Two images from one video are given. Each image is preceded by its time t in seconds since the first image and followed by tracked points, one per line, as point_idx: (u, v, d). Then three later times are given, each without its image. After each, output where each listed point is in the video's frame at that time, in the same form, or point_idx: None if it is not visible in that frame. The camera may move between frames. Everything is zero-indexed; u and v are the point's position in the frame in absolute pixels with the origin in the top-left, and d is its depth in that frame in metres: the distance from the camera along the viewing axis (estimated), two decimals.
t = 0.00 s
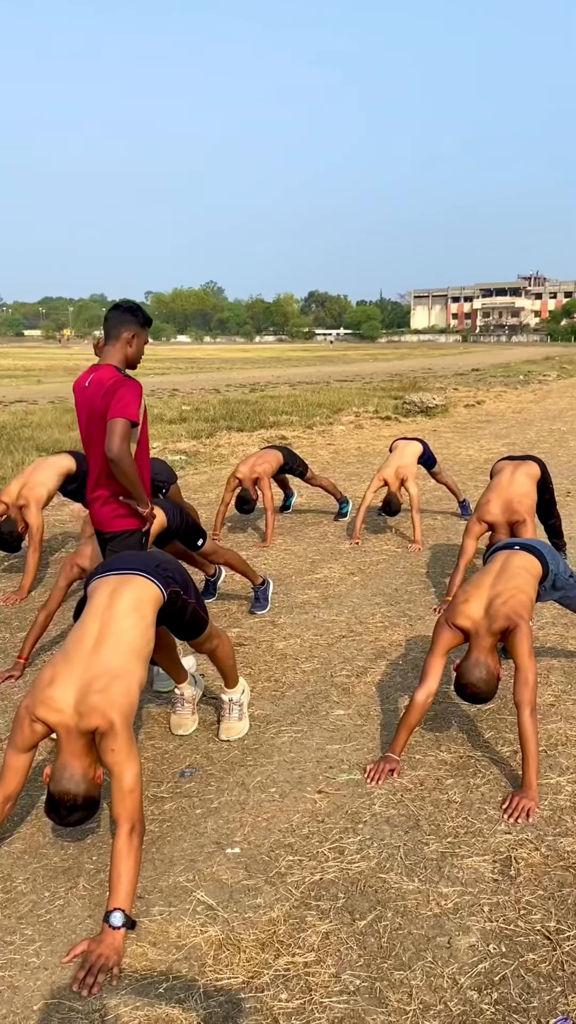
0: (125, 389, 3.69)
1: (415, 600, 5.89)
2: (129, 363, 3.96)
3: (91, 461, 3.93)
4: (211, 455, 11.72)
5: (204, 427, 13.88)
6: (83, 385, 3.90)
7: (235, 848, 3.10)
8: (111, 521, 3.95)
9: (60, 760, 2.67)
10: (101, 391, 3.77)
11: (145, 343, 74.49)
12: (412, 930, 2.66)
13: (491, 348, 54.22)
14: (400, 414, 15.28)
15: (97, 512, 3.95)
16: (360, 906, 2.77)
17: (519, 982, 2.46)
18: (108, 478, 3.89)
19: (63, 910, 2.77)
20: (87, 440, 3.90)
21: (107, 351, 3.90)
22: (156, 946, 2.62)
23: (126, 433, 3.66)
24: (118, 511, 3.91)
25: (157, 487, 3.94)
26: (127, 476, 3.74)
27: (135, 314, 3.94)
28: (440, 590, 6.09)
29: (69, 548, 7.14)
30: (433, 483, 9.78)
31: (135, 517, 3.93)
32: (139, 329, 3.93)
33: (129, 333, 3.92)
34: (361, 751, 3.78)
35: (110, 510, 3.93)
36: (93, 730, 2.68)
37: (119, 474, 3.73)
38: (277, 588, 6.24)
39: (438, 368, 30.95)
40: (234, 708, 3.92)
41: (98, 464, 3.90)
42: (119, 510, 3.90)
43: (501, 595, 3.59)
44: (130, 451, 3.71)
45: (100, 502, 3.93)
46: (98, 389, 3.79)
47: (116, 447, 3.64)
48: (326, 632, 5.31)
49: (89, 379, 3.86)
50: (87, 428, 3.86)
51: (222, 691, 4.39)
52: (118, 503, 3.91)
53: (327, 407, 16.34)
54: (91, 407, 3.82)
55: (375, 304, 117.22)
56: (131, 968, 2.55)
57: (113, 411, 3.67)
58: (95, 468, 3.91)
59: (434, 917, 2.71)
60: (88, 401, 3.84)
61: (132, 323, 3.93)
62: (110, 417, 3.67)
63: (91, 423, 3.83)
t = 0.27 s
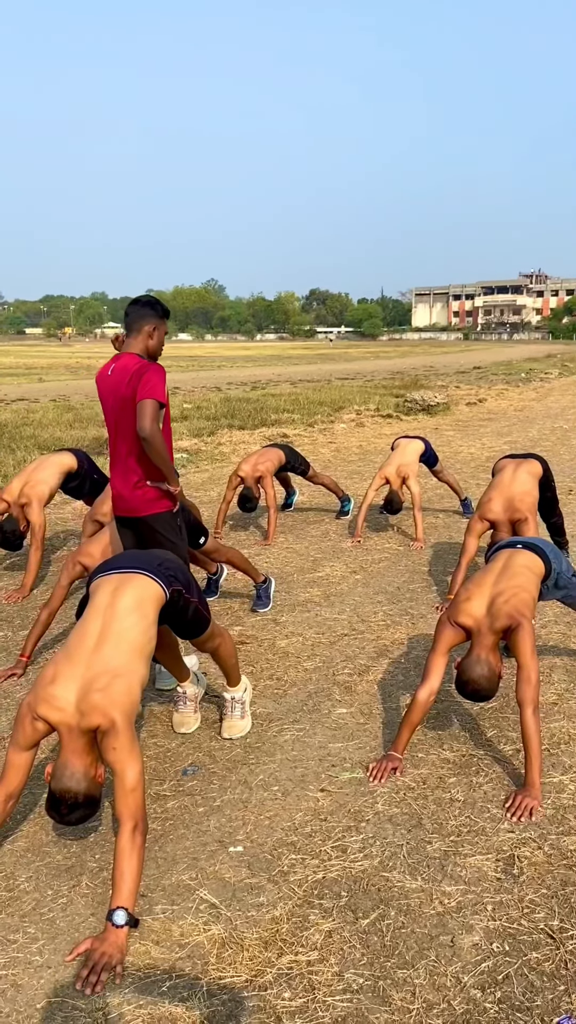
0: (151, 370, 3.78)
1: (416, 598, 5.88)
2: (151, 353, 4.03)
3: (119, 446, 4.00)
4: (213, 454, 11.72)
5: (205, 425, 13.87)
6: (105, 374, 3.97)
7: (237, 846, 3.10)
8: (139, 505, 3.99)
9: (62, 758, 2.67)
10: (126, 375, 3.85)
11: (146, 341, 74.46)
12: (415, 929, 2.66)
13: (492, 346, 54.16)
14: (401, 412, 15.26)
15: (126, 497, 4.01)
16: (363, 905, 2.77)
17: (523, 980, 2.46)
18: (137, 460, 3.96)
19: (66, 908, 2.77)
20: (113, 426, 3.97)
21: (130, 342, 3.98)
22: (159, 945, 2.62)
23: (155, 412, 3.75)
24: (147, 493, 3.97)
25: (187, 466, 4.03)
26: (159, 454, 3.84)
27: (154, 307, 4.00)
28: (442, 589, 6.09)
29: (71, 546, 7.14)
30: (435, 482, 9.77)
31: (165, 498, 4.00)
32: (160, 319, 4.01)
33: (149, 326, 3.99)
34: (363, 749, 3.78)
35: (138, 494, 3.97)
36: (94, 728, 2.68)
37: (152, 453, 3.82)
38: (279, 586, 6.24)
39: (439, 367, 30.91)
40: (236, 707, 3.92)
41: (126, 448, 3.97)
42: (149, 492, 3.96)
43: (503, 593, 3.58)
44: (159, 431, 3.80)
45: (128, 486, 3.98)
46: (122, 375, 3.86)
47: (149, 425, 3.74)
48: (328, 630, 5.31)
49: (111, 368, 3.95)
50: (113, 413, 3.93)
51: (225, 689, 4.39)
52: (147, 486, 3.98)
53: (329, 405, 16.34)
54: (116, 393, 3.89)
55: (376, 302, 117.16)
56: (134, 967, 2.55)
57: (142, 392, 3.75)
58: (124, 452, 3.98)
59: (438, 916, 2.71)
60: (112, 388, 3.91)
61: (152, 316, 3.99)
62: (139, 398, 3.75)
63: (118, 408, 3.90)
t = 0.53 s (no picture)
0: (170, 362, 3.79)
1: (421, 597, 5.88)
2: (163, 350, 4.02)
3: (139, 442, 3.99)
4: (217, 452, 11.71)
5: (210, 423, 13.86)
6: (118, 373, 3.95)
7: (242, 844, 3.10)
8: (169, 496, 4.00)
9: (66, 757, 2.67)
10: (143, 371, 3.84)
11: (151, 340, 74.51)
12: (420, 928, 2.66)
13: (497, 344, 54.05)
14: (406, 411, 15.24)
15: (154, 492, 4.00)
16: (367, 903, 2.77)
17: (527, 979, 2.45)
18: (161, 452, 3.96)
19: (71, 906, 2.78)
20: (131, 423, 3.95)
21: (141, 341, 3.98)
22: (164, 943, 2.63)
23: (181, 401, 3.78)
24: (175, 484, 3.99)
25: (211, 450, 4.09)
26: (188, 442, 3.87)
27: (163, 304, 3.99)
28: (447, 588, 6.08)
29: (76, 544, 7.14)
30: (440, 480, 9.75)
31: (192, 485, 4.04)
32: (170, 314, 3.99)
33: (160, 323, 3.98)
34: (368, 748, 3.78)
35: (166, 486, 3.98)
36: (99, 727, 2.68)
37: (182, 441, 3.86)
38: (284, 585, 6.24)
39: (444, 365, 30.88)
40: (241, 705, 3.92)
41: (148, 443, 3.97)
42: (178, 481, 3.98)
43: (508, 592, 3.58)
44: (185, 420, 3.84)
45: (155, 480, 3.98)
46: (140, 370, 3.86)
47: (177, 416, 3.77)
48: (333, 629, 5.31)
49: (124, 367, 3.93)
50: (132, 410, 3.91)
51: (229, 688, 4.39)
52: (173, 477, 4.00)
53: (333, 404, 16.32)
54: (133, 390, 3.87)
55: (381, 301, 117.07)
56: (139, 964, 2.55)
57: (165, 384, 3.77)
58: (146, 446, 3.98)
59: (442, 915, 2.71)
60: (128, 384, 3.89)
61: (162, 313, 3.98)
62: (163, 390, 3.76)
63: (136, 403, 3.88)
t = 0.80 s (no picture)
0: (195, 360, 3.82)
1: (427, 596, 5.87)
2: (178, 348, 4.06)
3: (159, 441, 3.95)
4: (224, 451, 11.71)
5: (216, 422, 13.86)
6: (137, 372, 3.93)
7: (248, 843, 3.10)
8: (191, 494, 3.93)
9: (72, 755, 2.67)
10: (167, 369, 3.84)
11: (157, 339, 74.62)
12: (426, 927, 2.66)
13: (504, 343, 53.92)
14: (412, 409, 15.22)
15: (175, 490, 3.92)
16: (373, 902, 2.77)
17: (534, 979, 2.45)
18: (183, 450, 3.94)
19: (77, 904, 2.78)
20: (151, 421, 3.92)
21: (156, 341, 4.01)
22: (170, 941, 2.63)
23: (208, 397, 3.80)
24: (197, 482, 3.93)
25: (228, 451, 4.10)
26: (213, 438, 3.88)
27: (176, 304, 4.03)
28: (453, 587, 6.07)
29: (82, 542, 7.16)
30: (447, 479, 9.73)
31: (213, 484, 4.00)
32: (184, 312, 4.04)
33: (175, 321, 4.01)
34: (374, 747, 3.78)
35: (188, 485, 3.92)
36: (104, 725, 2.69)
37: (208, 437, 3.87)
38: (290, 583, 6.24)
39: (451, 364, 30.82)
40: (247, 704, 3.92)
41: (169, 441, 3.94)
42: (201, 478, 3.94)
43: (515, 592, 3.57)
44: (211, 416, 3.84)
45: (177, 478, 3.91)
46: (163, 369, 3.85)
47: (207, 411, 3.78)
48: (339, 628, 5.31)
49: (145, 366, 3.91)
50: (154, 408, 3.88)
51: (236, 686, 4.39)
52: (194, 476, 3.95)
53: (340, 403, 16.30)
54: (156, 387, 3.85)
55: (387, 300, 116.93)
56: (145, 962, 2.56)
57: (192, 380, 3.77)
58: (167, 445, 3.94)
59: (448, 914, 2.70)
60: (149, 383, 3.87)
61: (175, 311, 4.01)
62: (191, 386, 3.77)
63: (159, 402, 3.86)
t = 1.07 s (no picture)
0: (224, 362, 3.78)
1: (436, 596, 5.86)
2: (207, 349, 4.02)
3: (183, 440, 3.93)
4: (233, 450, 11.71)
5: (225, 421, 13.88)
6: (163, 370, 3.88)
7: (256, 841, 3.10)
8: (213, 495, 3.95)
9: (81, 752, 2.68)
10: (195, 370, 3.80)
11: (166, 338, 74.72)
12: (434, 926, 2.65)
13: (513, 342, 53.76)
14: (421, 408, 15.20)
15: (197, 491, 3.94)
16: (381, 901, 2.77)
17: (542, 979, 2.44)
18: (207, 450, 3.94)
19: (86, 900, 2.79)
20: (176, 420, 3.90)
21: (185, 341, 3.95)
22: (178, 938, 2.64)
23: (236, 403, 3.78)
24: (219, 482, 3.95)
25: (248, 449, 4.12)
26: (238, 442, 3.89)
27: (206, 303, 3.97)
28: (462, 586, 6.06)
29: (91, 541, 7.18)
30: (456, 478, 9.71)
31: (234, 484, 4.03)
32: (213, 313, 4.00)
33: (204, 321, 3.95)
34: (382, 746, 3.78)
35: (210, 485, 3.93)
36: (112, 722, 2.69)
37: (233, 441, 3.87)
38: (298, 582, 6.23)
39: (460, 362, 30.75)
40: (256, 702, 3.93)
41: (193, 441, 3.92)
42: (224, 479, 3.96)
43: (525, 592, 3.56)
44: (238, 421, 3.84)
45: (200, 479, 3.92)
46: (190, 370, 3.80)
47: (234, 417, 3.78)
48: (348, 627, 5.30)
49: (172, 365, 3.86)
50: (181, 408, 3.85)
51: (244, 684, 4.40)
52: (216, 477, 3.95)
53: (348, 402, 16.29)
54: (183, 388, 3.82)
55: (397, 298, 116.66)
56: (153, 958, 2.57)
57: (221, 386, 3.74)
58: (191, 444, 3.93)
59: (457, 914, 2.70)
60: (177, 383, 3.83)
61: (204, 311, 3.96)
62: (219, 390, 3.75)
63: (185, 402, 3.84)
